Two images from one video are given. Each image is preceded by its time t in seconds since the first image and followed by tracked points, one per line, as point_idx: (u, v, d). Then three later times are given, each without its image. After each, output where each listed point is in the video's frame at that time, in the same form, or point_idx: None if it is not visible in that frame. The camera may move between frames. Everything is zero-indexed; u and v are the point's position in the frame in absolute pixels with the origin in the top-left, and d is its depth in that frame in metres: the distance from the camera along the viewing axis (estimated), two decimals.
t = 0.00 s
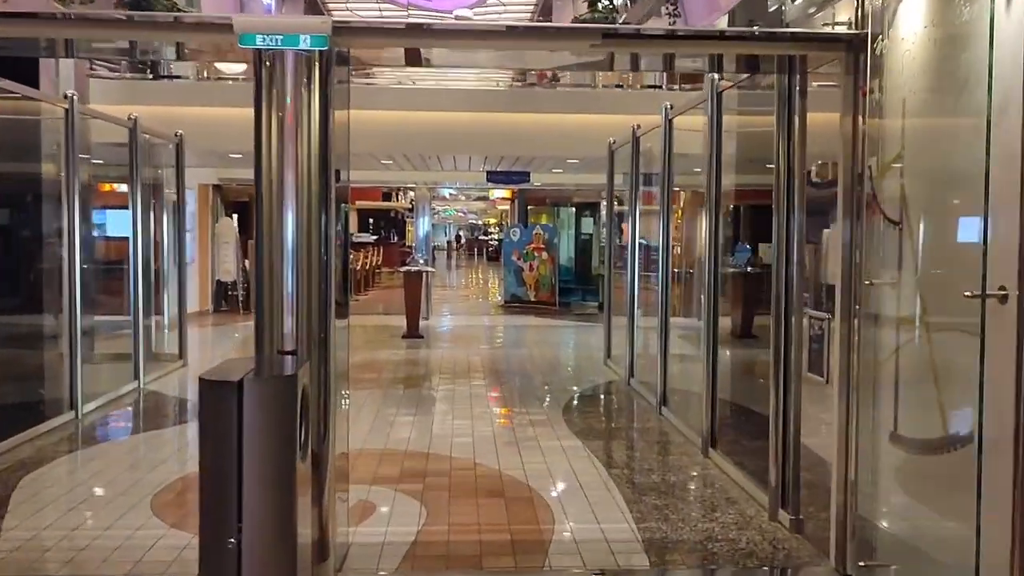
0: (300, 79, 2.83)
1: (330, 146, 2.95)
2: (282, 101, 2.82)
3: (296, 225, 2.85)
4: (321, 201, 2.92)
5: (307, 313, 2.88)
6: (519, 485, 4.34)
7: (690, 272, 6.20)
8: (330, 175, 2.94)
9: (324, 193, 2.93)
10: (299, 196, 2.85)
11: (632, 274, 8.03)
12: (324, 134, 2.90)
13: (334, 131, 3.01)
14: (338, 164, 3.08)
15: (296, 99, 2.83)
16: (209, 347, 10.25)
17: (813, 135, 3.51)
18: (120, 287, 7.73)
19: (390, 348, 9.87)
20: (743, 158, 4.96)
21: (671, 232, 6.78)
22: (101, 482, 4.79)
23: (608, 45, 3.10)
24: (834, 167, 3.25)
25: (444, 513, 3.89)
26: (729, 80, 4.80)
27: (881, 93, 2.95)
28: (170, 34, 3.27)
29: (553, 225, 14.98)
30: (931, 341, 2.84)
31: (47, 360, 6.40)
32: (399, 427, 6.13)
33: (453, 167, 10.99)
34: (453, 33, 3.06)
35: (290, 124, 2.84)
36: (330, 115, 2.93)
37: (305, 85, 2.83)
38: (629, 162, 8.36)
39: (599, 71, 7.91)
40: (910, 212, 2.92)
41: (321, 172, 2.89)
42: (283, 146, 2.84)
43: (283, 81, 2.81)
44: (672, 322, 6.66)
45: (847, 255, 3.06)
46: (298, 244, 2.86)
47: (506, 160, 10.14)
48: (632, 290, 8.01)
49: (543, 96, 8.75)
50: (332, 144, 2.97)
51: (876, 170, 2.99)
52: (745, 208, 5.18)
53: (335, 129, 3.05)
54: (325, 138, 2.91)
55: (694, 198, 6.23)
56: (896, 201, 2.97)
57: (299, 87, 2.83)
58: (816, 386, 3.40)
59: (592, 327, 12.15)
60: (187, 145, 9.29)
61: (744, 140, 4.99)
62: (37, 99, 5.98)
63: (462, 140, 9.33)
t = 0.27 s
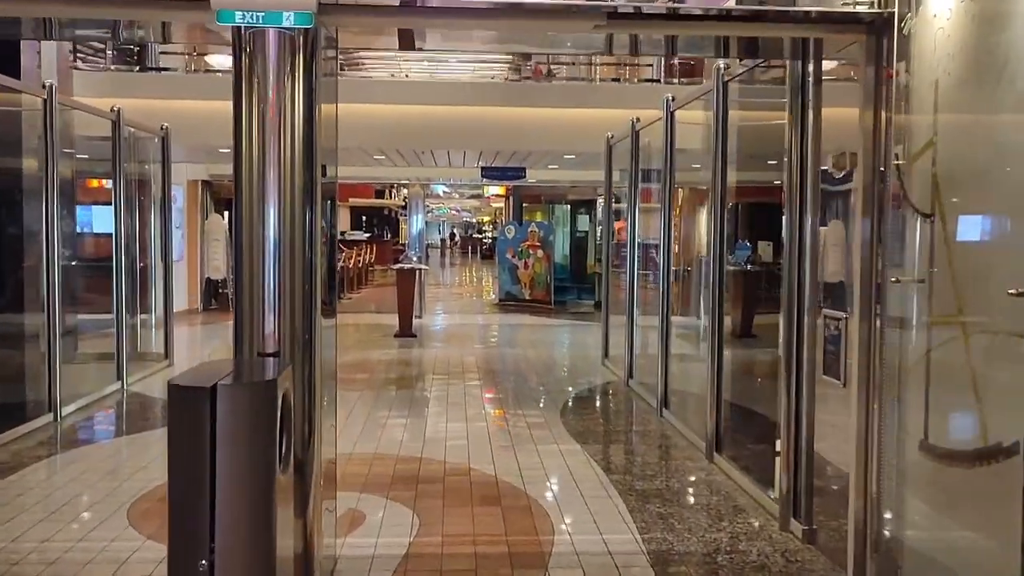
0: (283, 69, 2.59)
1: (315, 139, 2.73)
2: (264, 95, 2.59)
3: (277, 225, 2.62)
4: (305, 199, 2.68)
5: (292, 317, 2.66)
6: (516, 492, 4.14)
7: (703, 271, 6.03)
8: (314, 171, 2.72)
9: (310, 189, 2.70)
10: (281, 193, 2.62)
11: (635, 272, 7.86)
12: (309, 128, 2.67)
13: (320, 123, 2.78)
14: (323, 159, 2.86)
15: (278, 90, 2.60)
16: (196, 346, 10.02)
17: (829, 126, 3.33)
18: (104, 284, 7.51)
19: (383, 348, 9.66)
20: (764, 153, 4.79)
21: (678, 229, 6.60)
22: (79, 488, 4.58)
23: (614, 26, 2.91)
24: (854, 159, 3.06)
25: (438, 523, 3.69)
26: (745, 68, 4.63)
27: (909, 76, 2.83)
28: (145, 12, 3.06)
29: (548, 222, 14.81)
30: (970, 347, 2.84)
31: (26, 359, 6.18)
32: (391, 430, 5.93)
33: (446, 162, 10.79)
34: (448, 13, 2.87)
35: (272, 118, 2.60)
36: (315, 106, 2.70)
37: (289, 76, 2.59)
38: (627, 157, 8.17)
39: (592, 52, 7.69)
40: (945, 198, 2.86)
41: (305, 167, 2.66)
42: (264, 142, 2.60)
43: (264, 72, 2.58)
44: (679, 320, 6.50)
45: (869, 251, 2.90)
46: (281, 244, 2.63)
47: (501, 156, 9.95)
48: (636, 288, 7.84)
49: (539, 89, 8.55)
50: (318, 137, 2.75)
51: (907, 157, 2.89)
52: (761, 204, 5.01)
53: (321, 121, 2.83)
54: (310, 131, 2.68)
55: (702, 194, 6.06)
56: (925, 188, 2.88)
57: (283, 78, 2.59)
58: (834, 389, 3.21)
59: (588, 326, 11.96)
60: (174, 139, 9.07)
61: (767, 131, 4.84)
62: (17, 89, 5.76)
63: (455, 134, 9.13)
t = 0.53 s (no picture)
0: (259, 62, 2.39)
1: (296, 135, 2.53)
2: (238, 89, 2.38)
3: (250, 227, 2.41)
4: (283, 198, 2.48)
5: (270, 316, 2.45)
6: (511, 505, 3.93)
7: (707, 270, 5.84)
8: (295, 167, 2.51)
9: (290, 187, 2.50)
10: (256, 195, 2.42)
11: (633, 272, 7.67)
12: (287, 123, 2.47)
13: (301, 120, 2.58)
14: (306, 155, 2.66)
15: (253, 85, 2.40)
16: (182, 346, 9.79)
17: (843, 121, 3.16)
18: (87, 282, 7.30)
19: (374, 348, 9.44)
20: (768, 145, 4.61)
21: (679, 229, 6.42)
22: (53, 496, 4.37)
23: (616, 10, 2.73)
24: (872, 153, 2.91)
25: (428, 538, 3.49)
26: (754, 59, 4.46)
27: (938, 64, 2.71)
28: None
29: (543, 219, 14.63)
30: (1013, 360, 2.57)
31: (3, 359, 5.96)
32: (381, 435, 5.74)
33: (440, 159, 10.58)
34: None
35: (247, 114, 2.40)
36: (294, 100, 2.50)
37: (265, 69, 2.39)
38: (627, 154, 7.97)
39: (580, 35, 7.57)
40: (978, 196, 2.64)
41: (283, 166, 2.46)
42: (240, 141, 2.40)
43: (239, 66, 2.38)
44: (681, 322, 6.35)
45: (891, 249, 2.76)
46: (257, 247, 2.42)
47: (496, 152, 9.76)
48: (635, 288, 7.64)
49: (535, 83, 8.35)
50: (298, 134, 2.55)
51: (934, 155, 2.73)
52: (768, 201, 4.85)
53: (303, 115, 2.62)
54: (289, 127, 2.48)
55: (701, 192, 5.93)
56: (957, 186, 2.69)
57: (258, 71, 2.39)
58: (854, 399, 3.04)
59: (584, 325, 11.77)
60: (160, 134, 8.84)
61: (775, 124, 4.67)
62: None
63: (449, 129, 8.92)
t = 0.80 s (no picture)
0: (235, 51, 2.18)
1: (277, 129, 2.32)
2: (213, 81, 2.17)
3: (228, 227, 2.21)
4: (262, 196, 2.27)
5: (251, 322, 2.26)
6: (509, 517, 3.71)
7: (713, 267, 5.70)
8: (275, 163, 2.32)
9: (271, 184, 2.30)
10: (234, 193, 2.22)
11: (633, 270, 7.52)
12: (267, 117, 2.26)
13: (282, 112, 2.37)
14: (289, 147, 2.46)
15: (230, 76, 2.18)
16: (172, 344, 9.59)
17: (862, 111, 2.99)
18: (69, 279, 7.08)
19: (367, 347, 9.25)
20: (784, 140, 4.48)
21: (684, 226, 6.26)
22: (27, 504, 4.17)
23: None
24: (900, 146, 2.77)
25: (420, 552, 3.30)
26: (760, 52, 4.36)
27: (976, 49, 2.55)
28: None
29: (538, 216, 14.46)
30: None
31: None
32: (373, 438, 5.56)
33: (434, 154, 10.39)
34: None
35: (224, 109, 2.18)
36: (274, 90, 2.28)
37: (243, 59, 2.18)
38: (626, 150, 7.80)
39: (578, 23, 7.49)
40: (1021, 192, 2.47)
41: (262, 164, 2.26)
42: (215, 137, 2.19)
43: (213, 56, 2.17)
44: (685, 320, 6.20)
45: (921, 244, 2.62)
46: (234, 249, 2.22)
47: (491, 146, 9.58)
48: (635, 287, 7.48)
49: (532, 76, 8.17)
50: (280, 127, 2.35)
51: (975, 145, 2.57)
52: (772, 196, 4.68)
53: (285, 108, 2.42)
54: (269, 120, 2.27)
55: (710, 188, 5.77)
56: (1000, 179, 2.52)
57: (235, 58, 2.18)
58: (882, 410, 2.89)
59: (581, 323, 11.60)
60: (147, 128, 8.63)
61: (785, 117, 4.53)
62: None
63: (443, 123, 8.73)
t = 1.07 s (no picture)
0: (206, 26, 1.64)
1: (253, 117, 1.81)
2: (178, 65, 1.62)
3: (198, 218, 1.67)
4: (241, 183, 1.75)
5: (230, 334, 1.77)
6: (509, 527, 3.49)
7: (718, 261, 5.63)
8: (252, 143, 1.81)
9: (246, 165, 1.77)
10: (206, 178, 1.67)
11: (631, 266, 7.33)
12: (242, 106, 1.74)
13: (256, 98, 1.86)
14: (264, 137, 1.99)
15: (199, 59, 1.64)
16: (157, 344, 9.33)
17: (890, 95, 2.82)
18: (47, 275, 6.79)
19: (359, 344, 9.02)
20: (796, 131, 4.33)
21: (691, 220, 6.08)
22: None
23: None
24: (931, 130, 2.56)
25: (414, 567, 3.07)
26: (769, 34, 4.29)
27: None
28: None
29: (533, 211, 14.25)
30: None
31: None
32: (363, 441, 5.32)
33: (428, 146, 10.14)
34: None
35: (195, 80, 1.65)
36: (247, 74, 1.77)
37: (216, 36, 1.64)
38: (625, 141, 7.57)
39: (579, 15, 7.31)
40: None
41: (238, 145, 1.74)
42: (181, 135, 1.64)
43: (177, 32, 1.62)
44: (686, 316, 6.03)
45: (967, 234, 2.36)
46: (204, 247, 1.69)
47: (486, 139, 9.35)
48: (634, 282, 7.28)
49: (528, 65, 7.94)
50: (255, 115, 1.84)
51: None
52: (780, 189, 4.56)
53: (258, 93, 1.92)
54: (244, 88, 1.76)
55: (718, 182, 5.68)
56: None
57: (204, 35, 1.64)
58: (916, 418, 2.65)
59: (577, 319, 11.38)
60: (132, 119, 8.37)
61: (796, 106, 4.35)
62: None
63: (437, 114, 8.50)
